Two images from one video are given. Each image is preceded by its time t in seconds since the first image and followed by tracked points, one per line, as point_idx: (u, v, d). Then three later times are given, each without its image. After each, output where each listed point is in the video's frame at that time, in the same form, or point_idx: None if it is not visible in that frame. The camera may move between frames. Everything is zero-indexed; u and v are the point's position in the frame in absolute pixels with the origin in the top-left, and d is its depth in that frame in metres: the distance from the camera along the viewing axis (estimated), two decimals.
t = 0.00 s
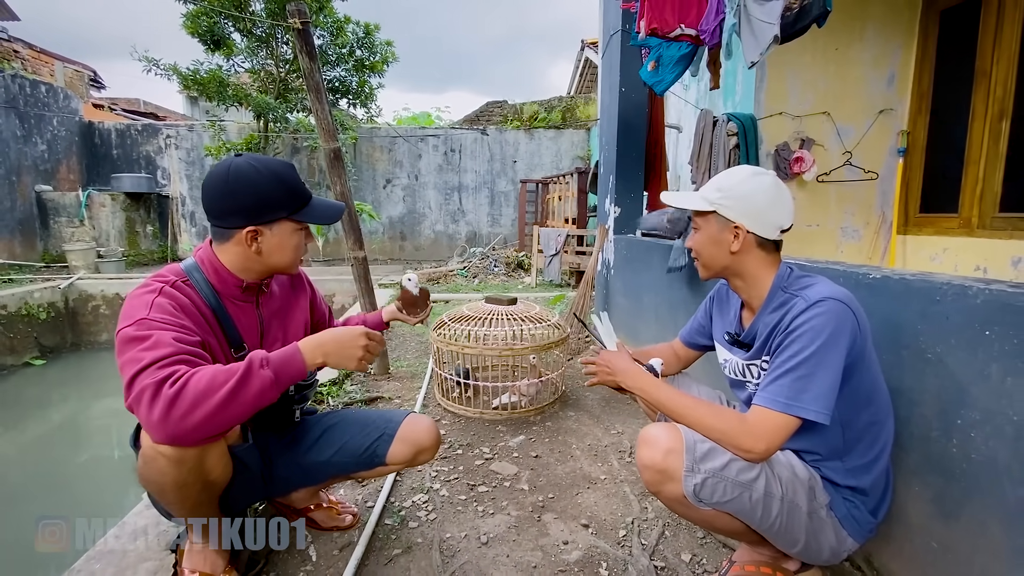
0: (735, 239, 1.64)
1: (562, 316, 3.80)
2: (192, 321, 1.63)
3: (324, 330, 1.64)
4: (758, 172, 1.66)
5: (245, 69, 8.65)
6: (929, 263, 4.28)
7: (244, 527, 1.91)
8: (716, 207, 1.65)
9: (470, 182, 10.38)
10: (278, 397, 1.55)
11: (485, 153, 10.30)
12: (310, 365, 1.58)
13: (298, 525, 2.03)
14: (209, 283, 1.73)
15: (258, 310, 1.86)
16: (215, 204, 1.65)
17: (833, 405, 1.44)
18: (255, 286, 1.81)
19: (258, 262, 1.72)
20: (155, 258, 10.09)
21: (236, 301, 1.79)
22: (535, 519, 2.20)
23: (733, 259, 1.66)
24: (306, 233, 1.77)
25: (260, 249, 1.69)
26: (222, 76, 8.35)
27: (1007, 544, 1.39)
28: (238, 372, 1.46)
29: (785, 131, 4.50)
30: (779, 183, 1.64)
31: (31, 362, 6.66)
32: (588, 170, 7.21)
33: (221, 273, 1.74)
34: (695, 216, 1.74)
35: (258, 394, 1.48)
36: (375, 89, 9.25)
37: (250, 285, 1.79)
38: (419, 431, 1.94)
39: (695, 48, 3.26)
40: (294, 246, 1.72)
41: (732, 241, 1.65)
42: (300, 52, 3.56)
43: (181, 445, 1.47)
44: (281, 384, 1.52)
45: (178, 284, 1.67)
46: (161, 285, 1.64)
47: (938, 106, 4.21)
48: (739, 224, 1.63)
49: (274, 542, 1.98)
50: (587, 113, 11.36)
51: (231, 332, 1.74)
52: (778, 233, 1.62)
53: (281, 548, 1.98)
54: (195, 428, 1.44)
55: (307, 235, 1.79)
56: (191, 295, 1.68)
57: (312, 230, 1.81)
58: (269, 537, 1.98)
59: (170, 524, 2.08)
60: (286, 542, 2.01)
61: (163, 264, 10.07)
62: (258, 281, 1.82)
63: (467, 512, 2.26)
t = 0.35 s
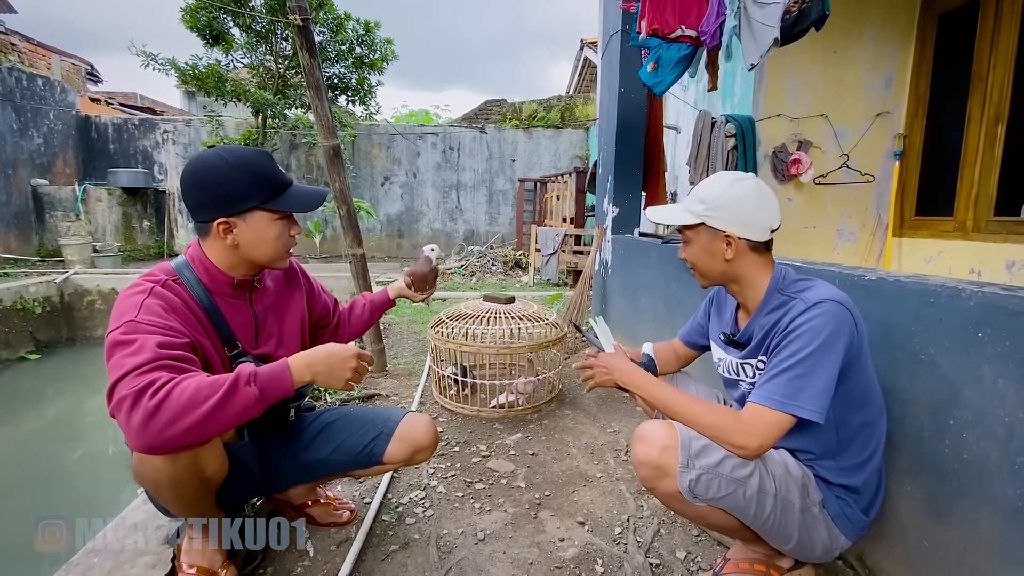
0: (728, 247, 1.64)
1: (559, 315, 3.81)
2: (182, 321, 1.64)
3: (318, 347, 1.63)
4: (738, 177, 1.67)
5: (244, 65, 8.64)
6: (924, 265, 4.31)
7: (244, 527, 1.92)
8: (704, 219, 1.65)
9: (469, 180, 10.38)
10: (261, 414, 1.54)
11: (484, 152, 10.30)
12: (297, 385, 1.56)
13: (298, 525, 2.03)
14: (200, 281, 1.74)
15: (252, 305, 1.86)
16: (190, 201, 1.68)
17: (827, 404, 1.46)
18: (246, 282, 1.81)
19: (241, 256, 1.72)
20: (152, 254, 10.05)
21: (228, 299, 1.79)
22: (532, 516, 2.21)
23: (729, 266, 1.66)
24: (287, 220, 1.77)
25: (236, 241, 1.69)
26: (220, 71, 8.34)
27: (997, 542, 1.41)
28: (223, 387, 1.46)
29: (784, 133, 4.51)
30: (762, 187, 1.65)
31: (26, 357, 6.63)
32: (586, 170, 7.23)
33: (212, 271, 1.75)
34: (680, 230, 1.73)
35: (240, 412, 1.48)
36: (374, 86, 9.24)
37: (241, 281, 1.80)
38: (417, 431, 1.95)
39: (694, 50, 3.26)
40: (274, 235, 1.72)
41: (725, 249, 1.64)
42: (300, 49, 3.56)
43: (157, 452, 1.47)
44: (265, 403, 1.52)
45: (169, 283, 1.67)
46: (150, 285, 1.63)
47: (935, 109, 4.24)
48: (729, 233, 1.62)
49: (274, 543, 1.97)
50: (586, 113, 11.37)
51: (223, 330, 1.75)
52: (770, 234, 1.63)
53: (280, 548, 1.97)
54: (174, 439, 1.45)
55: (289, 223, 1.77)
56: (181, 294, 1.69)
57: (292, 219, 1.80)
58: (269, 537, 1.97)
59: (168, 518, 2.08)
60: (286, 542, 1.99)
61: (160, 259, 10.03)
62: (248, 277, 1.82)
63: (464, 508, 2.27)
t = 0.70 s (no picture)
0: (744, 244, 1.65)
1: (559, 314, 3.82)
2: (180, 321, 1.64)
3: (317, 350, 1.63)
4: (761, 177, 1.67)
5: (245, 61, 8.63)
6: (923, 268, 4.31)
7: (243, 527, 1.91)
8: (725, 214, 1.64)
9: (469, 179, 10.39)
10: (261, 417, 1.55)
11: (484, 150, 10.30)
12: (297, 388, 1.57)
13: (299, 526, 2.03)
14: (197, 280, 1.74)
15: (250, 303, 1.86)
16: (179, 200, 1.69)
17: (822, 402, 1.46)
18: (243, 280, 1.81)
19: (233, 252, 1.73)
20: (151, 249, 10.02)
21: (225, 298, 1.79)
22: (532, 515, 2.22)
23: (740, 264, 1.66)
24: (278, 212, 1.77)
25: (226, 237, 1.70)
26: (221, 68, 8.33)
27: (996, 543, 1.42)
28: (223, 391, 1.46)
29: (784, 135, 4.53)
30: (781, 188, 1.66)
31: (25, 352, 6.61)
32: (587, 170, 7.24)
33: (208, 270, 1.75)
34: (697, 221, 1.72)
35: (241, 415, 1.48)
36: (375, 84, 9.23)
37: (237, 279, 1.80)
38: (418, 429, 1.95)
39: (698, 51, 3.26)
40: (265, 228, 1.72)
41: (741, 247, 1.65)
42: (303, 46, 3.56)
43: (158, 455, 1.48)
44: (266, 406, 1.52)
45: (165, 283, 1.67)
46: (147, 286, 1.63)
47: (935, 113, 4.25)
48: (750, 232, 1.63)
49: (274, 542, 1.97)
50: (587, 113, 11.38)
51: (221, 328, 1.75)
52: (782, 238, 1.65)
53: (281, 548, 1.97)
54: (175, 442, 1.45)
55: (279, 216, 1.77)
56: (178, 293, 1.69)
57: (284, 212, 1.80)
58: (269, 537, 1.97)
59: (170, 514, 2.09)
60: (286, 541, 1.99)
61: (159, 255, 10.01)
62: (245, 274, 1.82)
63: (464, 506, 2.28)
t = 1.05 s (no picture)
0: (783, 235, 1.62)
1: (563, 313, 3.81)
2: (190, 318, 1.63)
3: (327, 348, 1.63)
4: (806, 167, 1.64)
5: (249, 58, 8.63)
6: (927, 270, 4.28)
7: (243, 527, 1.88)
8: (767, 201, 1.60)
9: (471, 177, 10.38)
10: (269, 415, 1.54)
11: (487, 149, 10.29)
12: (307, 387, 1.56)
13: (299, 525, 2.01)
14: (206, 278, 1.74)
15: (259, 301, 1.85)
16: (184, 197, 1.68)
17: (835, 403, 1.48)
18: (253, 277, 1.81)
19: (241, 248, 1.72)
20: (153, 246, 10.02)
21: (234, 296, 1.78)
22: (538, 514, 2.22)
23: (775, 255, 1.64)
24: (285, 207, 1.76)
25: (233, 234, 1.69)
26: (225, 64, 8.34)
27: (1007, 546, 1.41)
28: (233, 389, 1.45)
29: (789, 135, 4.61)
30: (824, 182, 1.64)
31: (27, 348, 6.60)
32: (590, 169, 7.23)
33: (217, 267, 1.75)
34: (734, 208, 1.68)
35: (250, 414, 1.48)
36: (378, 81, 9.22)
37: (246, 277, 1.79)
38: (426, 427, 1.94)
39: (705, 50, 3.26)
40: (272, 224, 1.71)
41: (779, 237, 1.62)
42: (310, 43, 3.56)
43: (167, 452, 1.47)
44: (275, 405, 1.52)
45: (175, 279, 1.67)
46: (157, 283, 1.63)
47: (941, 113, 4.18)
48: (790, 221, 1.60)
49: (274, 542, 1.94)
50: (590, 112, 11.37)
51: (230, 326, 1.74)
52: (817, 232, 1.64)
53: (282, 548, 1.95)
54: (184, 439, 1.45)
55: (286, 211, 1.76)
56: (187, 290, 1.68)
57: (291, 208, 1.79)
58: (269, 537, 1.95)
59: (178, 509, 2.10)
60: (287, 542, 1.97)
61: (161, 252, 10.01)
62: (254, 271, 1.81)
63: (470, 505, 2.27)
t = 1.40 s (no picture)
0: (813, 231, 1.59)
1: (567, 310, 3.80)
2: (194, 312, 1.61)
3: (333, 342, 1.61)
4: (838, 159, 1.61)
5: (250, 53, 8.60)
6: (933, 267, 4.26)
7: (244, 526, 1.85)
8: (798, 196, 1.58)
9: (473, 174, 10.35)
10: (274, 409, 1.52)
11: (489, 145, 10.26)
12: (313, 381, 1.54)
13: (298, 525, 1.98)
14: (210, 271, 1.72)
15: (264, 296, 1.83)
16: (188, 190, 1.67)
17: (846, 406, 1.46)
18: (256, 271, 1.78)
19: (244, 241, 1.70)
20: (154, 242, 10.01)
21: (238, 290, 1.76)
22: (545, 510, 2.21)
23: (803, 252, 1.62)
24: (287, 199, 1.73)
25: (234, 226, 1.67)
26: (226, 60, 8.32)
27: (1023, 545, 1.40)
28: (238, 382, 1.44)
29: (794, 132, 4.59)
30: (856, 176, 1.61)
31: (29, 343, 6.58)
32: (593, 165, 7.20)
33: (220, 260, 1.73)
34: (762, 202, 1.64)
35: (256, 407, 1.45)
36: (380, 77, 9.19)
37: (250, 271, 1.77)
38: (432, 422, 1.93)
39: (712, 45, 3.23)
40: (274, 216, 1.68)
41: (808, 234, 1.59)
42: (313, 37, 3.53)
43: (173, 447, 1.46)
44: (280, 399, 1.49)
45: (178, 273, 1.65)
46: (160, 276, 1.61)
47: (948, 112, 4.15)
48: (821, 217, 1.57)
49: (274, 542, 1.91)
50: (591, 108, 11.33)
51: (233, 321, 1.72)
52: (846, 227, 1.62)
53: (281, 547, 1.92)
54: (189, 434, 1.43)
55: (288, 204, 1.74)
56: (191, 283, 1.66)
57: (294, 201, 1.77)
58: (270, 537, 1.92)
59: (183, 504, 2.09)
60: (287, 542, 1.93)
61: (163, 247, 10.00)
62: (257, 265, 1.78)
63: (476, 502, 2.26)
